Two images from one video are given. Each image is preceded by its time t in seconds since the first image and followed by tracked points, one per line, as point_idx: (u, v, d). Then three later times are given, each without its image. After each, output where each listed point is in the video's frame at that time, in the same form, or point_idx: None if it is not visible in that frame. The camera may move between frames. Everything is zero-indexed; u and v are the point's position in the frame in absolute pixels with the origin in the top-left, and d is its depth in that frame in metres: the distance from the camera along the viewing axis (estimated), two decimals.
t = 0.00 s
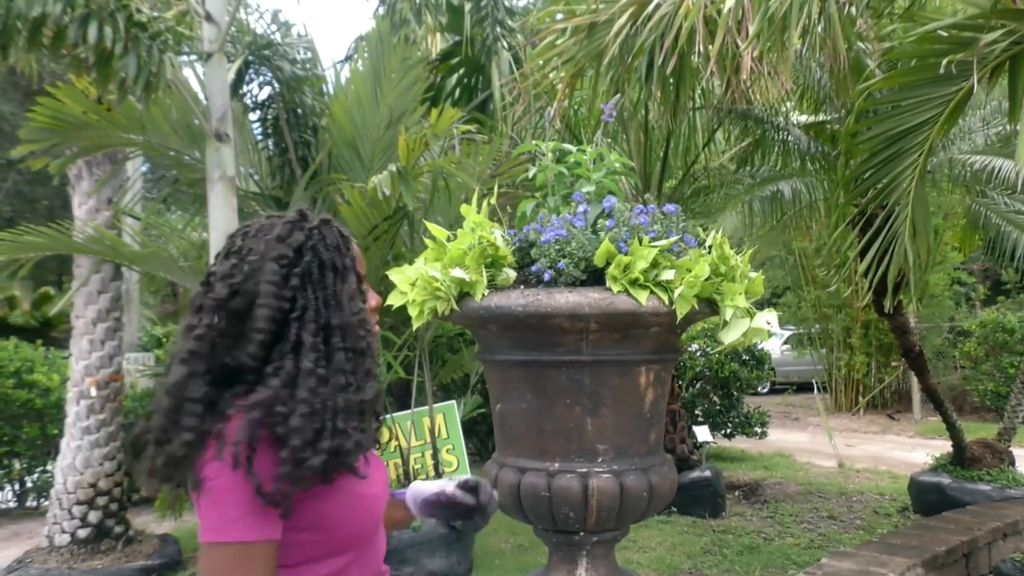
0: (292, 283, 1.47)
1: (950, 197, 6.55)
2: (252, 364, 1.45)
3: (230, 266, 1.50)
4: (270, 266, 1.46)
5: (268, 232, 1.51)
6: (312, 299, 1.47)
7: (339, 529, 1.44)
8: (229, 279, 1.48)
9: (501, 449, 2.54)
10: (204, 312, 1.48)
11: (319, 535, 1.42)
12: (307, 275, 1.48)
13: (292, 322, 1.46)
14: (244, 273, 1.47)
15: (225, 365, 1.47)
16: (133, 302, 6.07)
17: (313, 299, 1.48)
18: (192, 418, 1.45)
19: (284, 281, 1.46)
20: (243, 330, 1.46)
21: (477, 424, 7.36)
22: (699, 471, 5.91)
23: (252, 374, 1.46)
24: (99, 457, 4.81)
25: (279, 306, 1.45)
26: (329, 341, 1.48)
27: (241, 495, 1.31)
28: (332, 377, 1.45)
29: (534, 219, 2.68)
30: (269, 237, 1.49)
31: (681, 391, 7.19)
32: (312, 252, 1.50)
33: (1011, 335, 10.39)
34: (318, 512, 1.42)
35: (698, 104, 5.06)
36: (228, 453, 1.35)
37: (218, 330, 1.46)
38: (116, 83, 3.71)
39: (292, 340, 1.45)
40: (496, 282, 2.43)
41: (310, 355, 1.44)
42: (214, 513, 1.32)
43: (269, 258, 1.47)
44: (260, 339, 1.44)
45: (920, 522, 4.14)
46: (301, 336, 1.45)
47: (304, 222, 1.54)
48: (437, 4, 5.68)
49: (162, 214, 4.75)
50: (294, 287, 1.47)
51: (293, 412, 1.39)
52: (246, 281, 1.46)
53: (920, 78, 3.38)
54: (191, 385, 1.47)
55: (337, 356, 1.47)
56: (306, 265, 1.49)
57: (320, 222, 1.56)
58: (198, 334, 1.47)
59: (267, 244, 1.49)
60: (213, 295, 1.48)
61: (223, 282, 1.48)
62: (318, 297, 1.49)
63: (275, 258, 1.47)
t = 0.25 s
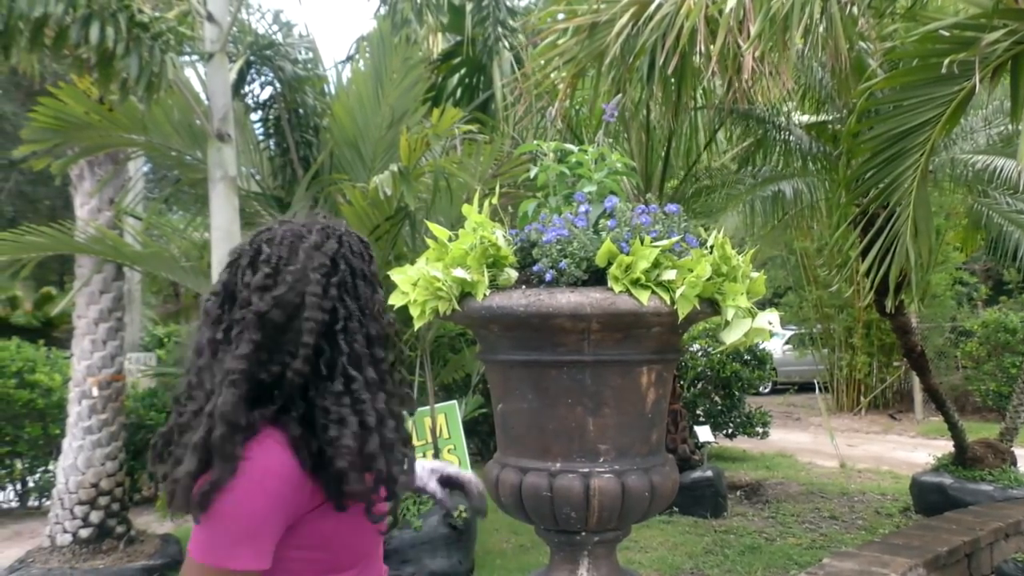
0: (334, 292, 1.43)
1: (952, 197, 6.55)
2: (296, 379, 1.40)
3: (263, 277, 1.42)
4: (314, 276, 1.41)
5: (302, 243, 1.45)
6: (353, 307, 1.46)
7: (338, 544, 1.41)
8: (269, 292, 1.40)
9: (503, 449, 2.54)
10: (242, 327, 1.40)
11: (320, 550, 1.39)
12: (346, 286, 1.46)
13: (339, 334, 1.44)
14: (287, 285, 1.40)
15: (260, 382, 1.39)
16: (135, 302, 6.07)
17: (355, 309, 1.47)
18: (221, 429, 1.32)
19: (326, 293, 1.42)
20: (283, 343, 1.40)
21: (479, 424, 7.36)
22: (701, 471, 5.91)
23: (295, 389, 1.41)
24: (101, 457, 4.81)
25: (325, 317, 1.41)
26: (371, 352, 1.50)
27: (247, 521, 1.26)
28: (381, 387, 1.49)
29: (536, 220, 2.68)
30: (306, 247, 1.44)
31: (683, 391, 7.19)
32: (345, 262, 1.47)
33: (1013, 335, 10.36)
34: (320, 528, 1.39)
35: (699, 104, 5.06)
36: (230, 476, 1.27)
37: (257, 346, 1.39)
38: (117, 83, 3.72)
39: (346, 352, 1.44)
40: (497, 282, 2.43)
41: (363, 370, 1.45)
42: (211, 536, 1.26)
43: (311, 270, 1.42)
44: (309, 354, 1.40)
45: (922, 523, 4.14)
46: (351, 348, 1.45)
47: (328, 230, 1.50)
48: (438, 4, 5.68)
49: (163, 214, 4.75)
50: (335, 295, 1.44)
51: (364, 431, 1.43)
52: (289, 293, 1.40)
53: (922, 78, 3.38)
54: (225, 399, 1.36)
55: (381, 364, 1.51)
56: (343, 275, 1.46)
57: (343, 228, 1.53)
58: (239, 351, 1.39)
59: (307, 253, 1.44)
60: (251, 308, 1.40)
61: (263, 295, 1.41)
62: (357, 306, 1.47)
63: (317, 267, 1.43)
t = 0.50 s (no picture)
0: (347, 304, 1.44)
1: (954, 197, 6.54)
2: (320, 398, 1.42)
3: (279, 292, 1.40)
4: (331, 290, 1.41)
5: (315, 253, 1.44)
6: (365, 316, 1.48)
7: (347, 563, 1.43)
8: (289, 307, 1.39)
9: (504, 449, 2.53)
10: (262, 346, 1.38)
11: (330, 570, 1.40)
12: (358, 296, 1.47)
13: (354, 346, 1.45)
14: (306, 301, 1.39)
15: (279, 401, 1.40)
16: (136, 302, 6.07)
17: (366, 318, 1.48)
18: (253, 456, 1.32)
19: (343, 306, 1.43)
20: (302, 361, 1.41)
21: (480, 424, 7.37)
22: (702, 471, 5.92)
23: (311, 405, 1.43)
24: (102, 456, 4.82)
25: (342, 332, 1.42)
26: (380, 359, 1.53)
27: (263, 538, 1.28)
28: (388, 398, 1.52)
29: (537, 220, 2.68)
30: (320, 258, 1.43)
31: (684, 391, 7.19)
32: (355, 269, 1.48)
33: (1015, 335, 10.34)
34: (328, 541, 1.40)
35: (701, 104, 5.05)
36: (254, 499, 1.29)
37: (277, 365, 1.39)
38: (118, 83, 3.72)
39: (361, 364, 1.46)
40: (498, 282, 2.43)
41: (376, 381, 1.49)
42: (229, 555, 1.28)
43: (329, 284, 1.41)
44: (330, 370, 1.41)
45: (923, 523, 4.14)
46: (366, 360, 1.47)
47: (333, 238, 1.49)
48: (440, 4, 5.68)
49: (165, 215, 4.76)
50: (349, 306, 1.45)
51: (377, 445, 1.46)
52: (309, 310, 1.39)
53: (923, 78, 3.37)
54: (251, 422, 1.34)
55: (388, 374, 1.54)
56: (354, 286, 1.46)
57: (346, 233, 1.52)
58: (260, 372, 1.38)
59: (322, 264, 1.42)
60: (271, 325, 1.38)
61: (281, 311, 1.39)
62: (366, 317, 1.49)
63: (332, 280, 1.42)
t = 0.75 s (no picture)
0: (337, 296, 1.45)
1: (955, 197, 6.54)
2: (314, 389, 1.43)
3: (267, 287, 1.41)
4: (319, 282, 1.42)
5: (302, 248, 1.45)
6: (355, 309, 1.49)
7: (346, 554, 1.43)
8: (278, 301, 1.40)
9: (505, 449, 2.54)
10: (253, 340, 1.39)
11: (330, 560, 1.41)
12: (347, 289, 1.48)
13: (344, 338, 1.46)
14: (294, 294, 1.40)
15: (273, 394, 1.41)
16: (138, 302, 6.07)
17: (355, 310, 1.49)
18: (248, 448, 1.31)
19: (333, 298, 1.44)
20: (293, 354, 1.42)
21: (482, 424, 7.37)
22: (703, 471, 5.92)
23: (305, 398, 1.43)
24: (103, 456, 4.82)
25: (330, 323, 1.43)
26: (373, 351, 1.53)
27: (261, 529, 1.28)
28: (381, 389, 1.51)
29: (538, 220, 2.68)
30: (307, 252, 1.44)
31: (685, 391, 7.19)
32: (343, 262, 1.49)
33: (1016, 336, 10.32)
34: (329, 535, 1.41)
35: (702, 104, 5.05)
36: (252, 493, 1.29)
37: (268, 358, 1.39)
38: (119, 83, 3.72)
39: (352, 355, 1.46)
40: (499, 282, 2.44)
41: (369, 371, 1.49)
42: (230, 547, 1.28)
43: (317, 277, 1.43)
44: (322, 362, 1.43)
45: (924, 522, 4.13)
46: (357, 351, 1.47)
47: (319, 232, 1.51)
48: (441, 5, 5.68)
49: (166, 215, 4.76)
50: (338, 298, 1.46)
51: (367, 434, 1.45)
52: (298, 302, 1.40)
53: (924, 77, 3.37)
54: (244, 415, 1.34)
55: (381, 365, 1.53)
56: (342, 278, 1.47)
57: (333, 228, 1.54)
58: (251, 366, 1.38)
59: (309, 258, 1.44)
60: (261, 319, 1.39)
61: (270, 305, 1.40)
62: (356, 309, 1.50)
63: (320, 272, 1.43)
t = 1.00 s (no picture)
0: (305, 290, 1.46)
1: (955, 197, 6.54)
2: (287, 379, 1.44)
3: (232, 282, 1.41)
4: (284, 277, 1.43)
5: (267, 243, 1.45)
6: (325, 303, 1.50)
7: (342, 531, 1.45)
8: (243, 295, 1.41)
9: (505, 449, 2.54)
10: (220, 332, 1.40)
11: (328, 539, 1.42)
12: (316, 283, 1.49)
13: (315, 330, 1.47)
14: (258, 288, 1.41)
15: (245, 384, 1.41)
16: (138, 302, 6.08)
17: (325, 304, 1.50)
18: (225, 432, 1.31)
19: (300, 292, 1.45)
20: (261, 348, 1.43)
21: (482, 424, 7.37)
22: (703, 471, 5.92)
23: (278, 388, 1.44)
24: (103, 456, 4.82)
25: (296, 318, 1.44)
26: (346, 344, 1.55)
27: (276, 510, 1.27)
28: (357, 379, 1.54)
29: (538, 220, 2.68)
30: (272, 247, 1.45)
31: (685, 391, 7.19)
32: (311, 258, 1.50)
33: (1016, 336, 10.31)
34: (331, 517, 1.43)
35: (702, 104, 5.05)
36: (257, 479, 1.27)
37: (237, 348, 1.41)
38: (119, 83, 3.72)
39: (322, 348, 1.47)
40: (499, 282, 2.44)
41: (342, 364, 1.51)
42: (243, 534, 1.26)
43: (282, 272, 1.43)
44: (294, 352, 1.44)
45: (924, 522, 4.13)
46: (328, 344, 1.49)
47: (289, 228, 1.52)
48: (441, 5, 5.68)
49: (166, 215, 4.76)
50: (307, 293, 1.46)
51: (356, 419, 1.47)
52: (263, 296, 1.41)
53: (924, 78, 3.37)
54: (217, 402, 1.35)
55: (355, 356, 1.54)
56: (311, 273, 1.48)
57: (302, 225, 1.54)
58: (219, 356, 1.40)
59: (274, 253, 1.44)
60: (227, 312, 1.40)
61: (235, 299, 1.41)
62: (326, 303, 1.51)
63: (286, 267, 1.44)
